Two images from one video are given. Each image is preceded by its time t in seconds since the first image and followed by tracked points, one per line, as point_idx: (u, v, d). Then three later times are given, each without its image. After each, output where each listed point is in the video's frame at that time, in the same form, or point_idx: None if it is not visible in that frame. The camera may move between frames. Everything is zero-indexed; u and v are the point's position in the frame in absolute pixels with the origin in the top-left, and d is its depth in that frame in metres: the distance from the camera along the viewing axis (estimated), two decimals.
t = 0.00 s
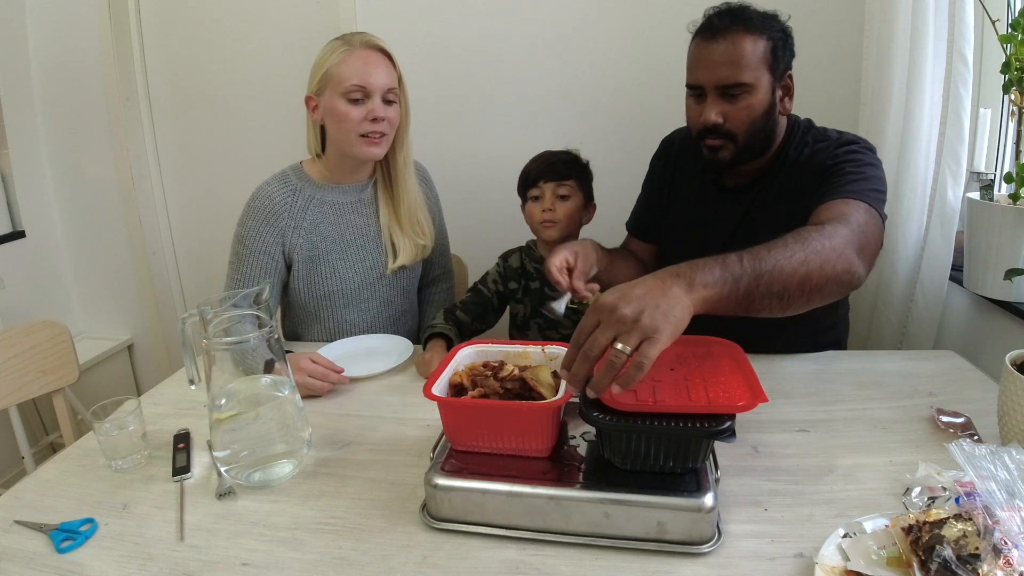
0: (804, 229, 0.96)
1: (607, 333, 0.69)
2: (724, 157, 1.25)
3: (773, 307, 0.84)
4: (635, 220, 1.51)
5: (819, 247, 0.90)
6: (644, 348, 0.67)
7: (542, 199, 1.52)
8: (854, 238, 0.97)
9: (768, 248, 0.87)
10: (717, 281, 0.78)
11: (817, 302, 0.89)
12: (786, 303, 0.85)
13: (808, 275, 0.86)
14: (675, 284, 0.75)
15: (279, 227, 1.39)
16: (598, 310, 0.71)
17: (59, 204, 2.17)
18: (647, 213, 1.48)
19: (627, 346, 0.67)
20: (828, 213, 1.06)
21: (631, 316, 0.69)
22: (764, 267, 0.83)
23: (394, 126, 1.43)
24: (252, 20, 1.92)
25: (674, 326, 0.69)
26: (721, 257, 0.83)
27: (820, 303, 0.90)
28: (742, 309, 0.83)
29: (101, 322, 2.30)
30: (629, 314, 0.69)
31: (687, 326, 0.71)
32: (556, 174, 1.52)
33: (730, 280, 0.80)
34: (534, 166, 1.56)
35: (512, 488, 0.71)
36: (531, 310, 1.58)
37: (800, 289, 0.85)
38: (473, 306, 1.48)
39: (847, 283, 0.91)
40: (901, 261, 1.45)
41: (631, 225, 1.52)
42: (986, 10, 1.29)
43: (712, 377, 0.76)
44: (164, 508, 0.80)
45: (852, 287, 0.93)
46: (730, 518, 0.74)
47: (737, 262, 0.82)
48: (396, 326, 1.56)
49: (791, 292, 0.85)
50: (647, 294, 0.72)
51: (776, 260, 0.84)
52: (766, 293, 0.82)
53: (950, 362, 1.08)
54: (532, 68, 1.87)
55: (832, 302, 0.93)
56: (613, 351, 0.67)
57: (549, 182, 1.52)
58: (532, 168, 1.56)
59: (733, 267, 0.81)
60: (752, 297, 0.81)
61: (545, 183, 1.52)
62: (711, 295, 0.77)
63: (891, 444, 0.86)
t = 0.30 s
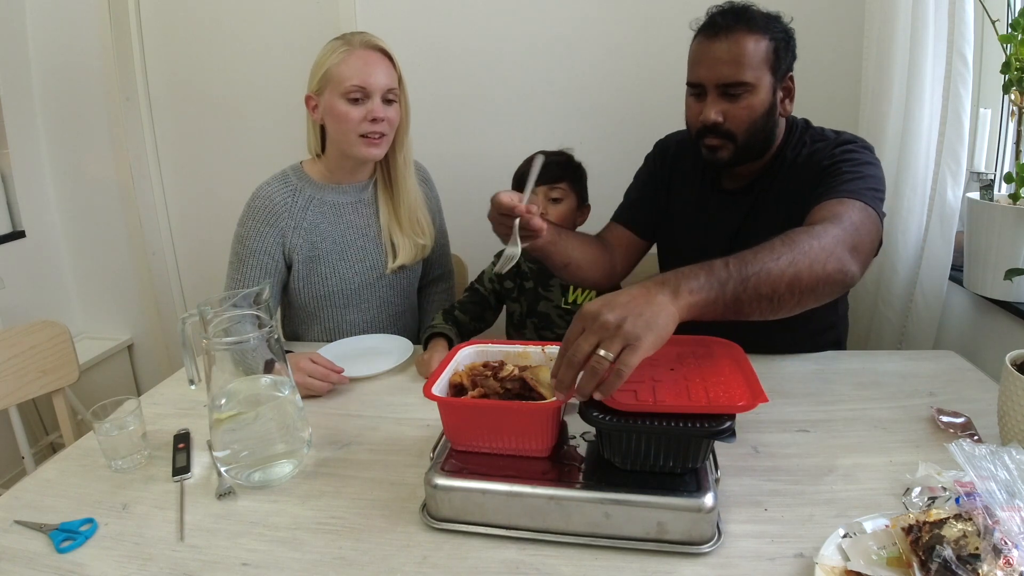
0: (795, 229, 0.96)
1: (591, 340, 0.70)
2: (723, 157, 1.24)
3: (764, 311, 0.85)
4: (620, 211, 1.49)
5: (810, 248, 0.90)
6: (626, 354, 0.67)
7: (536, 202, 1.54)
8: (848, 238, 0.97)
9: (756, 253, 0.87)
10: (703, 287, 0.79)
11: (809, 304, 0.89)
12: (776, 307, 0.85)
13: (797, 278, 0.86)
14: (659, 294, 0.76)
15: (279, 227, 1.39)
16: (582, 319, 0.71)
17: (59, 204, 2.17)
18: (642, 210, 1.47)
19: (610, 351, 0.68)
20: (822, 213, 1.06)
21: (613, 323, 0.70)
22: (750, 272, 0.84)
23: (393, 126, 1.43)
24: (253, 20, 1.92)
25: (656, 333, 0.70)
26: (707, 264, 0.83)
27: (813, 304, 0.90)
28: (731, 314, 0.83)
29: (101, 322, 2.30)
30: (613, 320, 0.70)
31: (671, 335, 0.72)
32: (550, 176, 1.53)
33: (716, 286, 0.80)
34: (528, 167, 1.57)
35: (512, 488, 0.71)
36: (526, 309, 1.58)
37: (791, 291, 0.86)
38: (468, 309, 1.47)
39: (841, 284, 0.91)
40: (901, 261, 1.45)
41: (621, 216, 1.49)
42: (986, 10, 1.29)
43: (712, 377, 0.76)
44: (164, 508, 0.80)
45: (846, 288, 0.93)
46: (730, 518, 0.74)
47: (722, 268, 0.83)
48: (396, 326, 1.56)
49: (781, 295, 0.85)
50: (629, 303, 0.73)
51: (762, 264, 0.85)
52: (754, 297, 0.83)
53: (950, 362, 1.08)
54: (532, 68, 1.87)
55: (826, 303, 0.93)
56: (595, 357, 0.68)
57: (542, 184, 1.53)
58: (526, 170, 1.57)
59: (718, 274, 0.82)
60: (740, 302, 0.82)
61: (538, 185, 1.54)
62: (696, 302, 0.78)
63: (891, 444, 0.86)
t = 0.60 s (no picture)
0: (794, 230, 0.96)
1: (584, 335, 0.69)
2: (723, 160, 1.24)
3: (758, 310, 0.85)
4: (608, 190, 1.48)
5: (808, 249, 0.90)
6: (616, 353, 0.68)
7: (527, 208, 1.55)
8: (847, 240, 0.97)
9: (752, 251, 0.87)
10: (697, 283, 0.80)
11: (805, 305, 0.89)
12: (771, 306, 0.85)
13: (793, 278, 0.86)
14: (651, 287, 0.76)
15: (279, 227, 1.39)
16: (576, 313, 0.70)
17: (59, 204, 2.17)
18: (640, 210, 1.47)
19: (601, 350, 0.68)
20: (822, 215, 1.06)
21: (606, 319, 0.69)
22: (745, 270, 0.84)
23: (392, 126, 1.43)
24: (252, 20, 1.93)
25: (647, 328, 0.70)
26: (702, 262, 0.84)
27: (809, 307, 0.90)
28: (725, 312, 0.83)
29: (101, 322, 2.30)
30: (605, 315, 0.69)
31: (662, 329, 0.72)
32: (537, 181, 1.54)
33: (710, 282, 0.81)
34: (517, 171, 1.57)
35: (512, 488, 0.71)
36: (523, 310, 1.58)
37: (786, 291, 0.86)
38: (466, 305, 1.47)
39: (838, 286, 0.91)
40: (901, 261, 1.45)
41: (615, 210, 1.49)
42: (986, 10, 1.29)
43: (712, 377, 0.76)
44: (164, 508, 0.80)
45: (844, 291, 0.93)
46: (730, 518, 0.74)
47: (717, 266, 0.84)
48: (396, 325, 1.56)
49: (775, 294, 0.85)
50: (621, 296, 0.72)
51: (758, 262, 0.85)
52: (747, 294, 0.83)
53: (950, 362, 1.08)
54: (531, 68, 1.87)
55: (823, 305, 0.93)
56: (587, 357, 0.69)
57: (531, 191, 1.54)
58: (515, 174, 1.57)
59: (712, 270, 0.82)
60: (734, 299, 0.82)
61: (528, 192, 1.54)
62: (688, 296, 0.78)
63: (891, 445, 0.86)
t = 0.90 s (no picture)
0: (794, 231, 0.96)
1: (585, 344, 0.69)
2: (723, 162, 1.25)
3: (758, 311, 0.85)
4: (607, 184, 1.47)
5: (809, 250, 0.90)
6: (617, 362, 0.69)
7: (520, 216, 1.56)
8: (847, 241, 0.97)
9: (753, 253, 0.87)
10: (697, 285, 0.80)
11: (805, 306, 0.89)
12: (771, 308, 0.85)
13: (794, 280, 0.86)
14: (652, 289, 0.76)
15: (278, 227, 1.39)
16: (577, 321, 0.70)
17: (59, 203, 2.17)
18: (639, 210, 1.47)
19: (603, 358, 0.69)
20: (822, 216, 1.06)
21: (607, 327, 0.69)
22: (746, 272, 0.84)
23: (390, 126, 1.43)
24: (252, 20, 1.93)
25: (647, 335, 0.71)
26: (702, 263, 0.84)
27: (808, 308, 0.90)
28: (725, 313, 0.84)
29: (101, 322, 2.30)
30: (605, 323, 0.69)
31: (664, 335, 0.73)
32: (528, 191, 1.54)
33: (710, 284, 0.81)
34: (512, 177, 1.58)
35: (512, 488, 0.71)
36: (522, 312, 1.58)
37: (786, 293, 0.86)
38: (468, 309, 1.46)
39: (837, 288, 0.91)
40: (901, 260, 1.45)
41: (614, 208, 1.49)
42: (986, 10, 1.29)
43: (711, 377, 0.76)
44: (164, 508, 0.80)
45: (844, 292, 0.93)
46: (730, 518, 0.74)
47: (718, 267, 0.83)
48: (396, 325, 1.55)
49: (776, 296, 0.85)
50: (622, 302, 0.72)
51: (759, 263, 0.85)
52: (748, 296, 0.83)
53: (950, 362, 1.08)
54: (531, 68, 1.87)
55: (822, 307, 0.93)
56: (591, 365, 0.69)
57: (524, 200, 1.54)
58: (509, 182, 1.58)
59: (713, 272, 0.82)
60: (734, 301, 0.82)
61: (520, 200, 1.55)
62: (688, 299, 0.78)
63: (891, 444, 0.86)
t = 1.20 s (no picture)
0: (792, 233, 0.96)
1: (580, 343, 0.71)
2: (721, 163, 1.25)
3: (755, 312, 0.85)
4: (607, 185, 1.47)
5: (806, 250, 0.90)
6: (612, 359, 0.69)
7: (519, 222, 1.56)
8: (845, 242, 0.97)
9: (749, 254, 0.88)
10: (691, 286, 0.80)
11: (803, 307, 0.89)
12: (768, 308, 0.86)
13: (791, 280, 0.86)
14: (646, 290, 0.77)
15: (278, 227, 1.39)
16: (574, 323, 0.72)
17: (59, 204, 2.17)
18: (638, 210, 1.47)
19: (597, 355, 0.69)
20: (820, 216, 1.06)
21: (601, 326, 0.70)
22: (742, 272, 0.84)
23: (388, 125, 1.42)
24: (252, 20, 1.92)
25: (642, 333, 0.71)
26: (698, 264, 0.84)
27: (806, 309, 0.90)
28: (721, 314, 0.84)
29: (101, 322, 2.30)
30: (599, 322, 0.71)
31: (659, 335, 0.74)
32: (528, 197, 1.54)
33: (705, 285, 0.81)
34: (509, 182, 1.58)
35: (512, 488, 0.71)
36: (523, 314, 1.58)
37: (783, 293, 0.86)
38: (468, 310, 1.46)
39: (836, 288, 0.91)
40: (901, 261, 1.45)
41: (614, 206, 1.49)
42: (986, 10, 1.29)
43: (711, 377, 0.76)
44: (164, 508, 0.80)
45: (842, 293, 0.93)
46: (730, 518, 0.74)
47: (713, 268, 0.84)
48: (396, 325, 1.55)
49: (773, 296, 0.85)
50: (616, 303, 0.73)
51: (755, 264, 0.85)
52: (744, 297, 0.83)
53: (950, 362, 1.08)
54: (531, 69, 1.87)
55: (821, 307, 0.93)
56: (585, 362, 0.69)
57: (523, 205, 1.55)
58: (508, 186, 1.57)
59: (708, 273, 0.83)
60: (730, 302, 0.83)
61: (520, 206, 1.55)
62: (683, 299, 0.79)
63: (891, 444, 0.86)
